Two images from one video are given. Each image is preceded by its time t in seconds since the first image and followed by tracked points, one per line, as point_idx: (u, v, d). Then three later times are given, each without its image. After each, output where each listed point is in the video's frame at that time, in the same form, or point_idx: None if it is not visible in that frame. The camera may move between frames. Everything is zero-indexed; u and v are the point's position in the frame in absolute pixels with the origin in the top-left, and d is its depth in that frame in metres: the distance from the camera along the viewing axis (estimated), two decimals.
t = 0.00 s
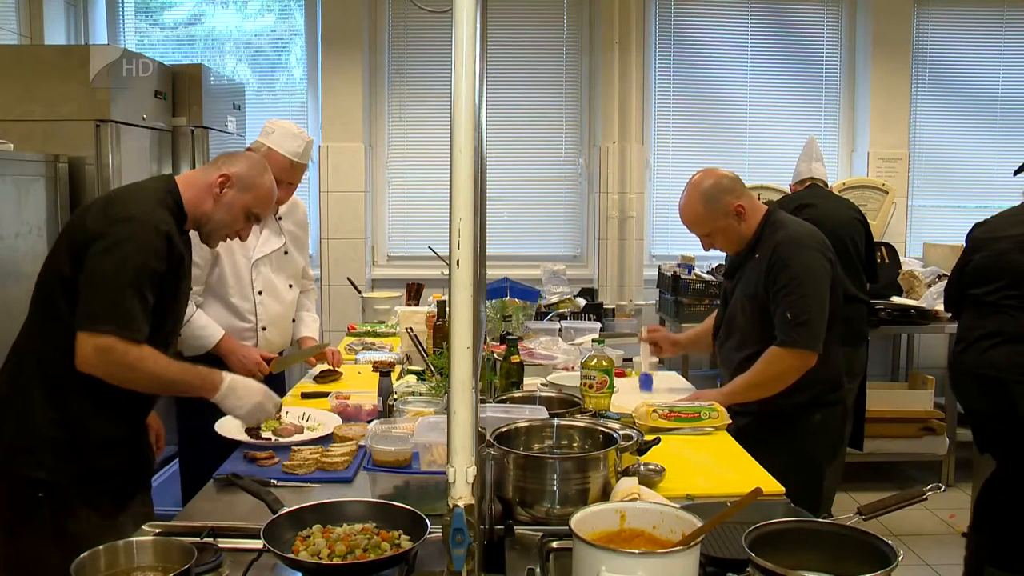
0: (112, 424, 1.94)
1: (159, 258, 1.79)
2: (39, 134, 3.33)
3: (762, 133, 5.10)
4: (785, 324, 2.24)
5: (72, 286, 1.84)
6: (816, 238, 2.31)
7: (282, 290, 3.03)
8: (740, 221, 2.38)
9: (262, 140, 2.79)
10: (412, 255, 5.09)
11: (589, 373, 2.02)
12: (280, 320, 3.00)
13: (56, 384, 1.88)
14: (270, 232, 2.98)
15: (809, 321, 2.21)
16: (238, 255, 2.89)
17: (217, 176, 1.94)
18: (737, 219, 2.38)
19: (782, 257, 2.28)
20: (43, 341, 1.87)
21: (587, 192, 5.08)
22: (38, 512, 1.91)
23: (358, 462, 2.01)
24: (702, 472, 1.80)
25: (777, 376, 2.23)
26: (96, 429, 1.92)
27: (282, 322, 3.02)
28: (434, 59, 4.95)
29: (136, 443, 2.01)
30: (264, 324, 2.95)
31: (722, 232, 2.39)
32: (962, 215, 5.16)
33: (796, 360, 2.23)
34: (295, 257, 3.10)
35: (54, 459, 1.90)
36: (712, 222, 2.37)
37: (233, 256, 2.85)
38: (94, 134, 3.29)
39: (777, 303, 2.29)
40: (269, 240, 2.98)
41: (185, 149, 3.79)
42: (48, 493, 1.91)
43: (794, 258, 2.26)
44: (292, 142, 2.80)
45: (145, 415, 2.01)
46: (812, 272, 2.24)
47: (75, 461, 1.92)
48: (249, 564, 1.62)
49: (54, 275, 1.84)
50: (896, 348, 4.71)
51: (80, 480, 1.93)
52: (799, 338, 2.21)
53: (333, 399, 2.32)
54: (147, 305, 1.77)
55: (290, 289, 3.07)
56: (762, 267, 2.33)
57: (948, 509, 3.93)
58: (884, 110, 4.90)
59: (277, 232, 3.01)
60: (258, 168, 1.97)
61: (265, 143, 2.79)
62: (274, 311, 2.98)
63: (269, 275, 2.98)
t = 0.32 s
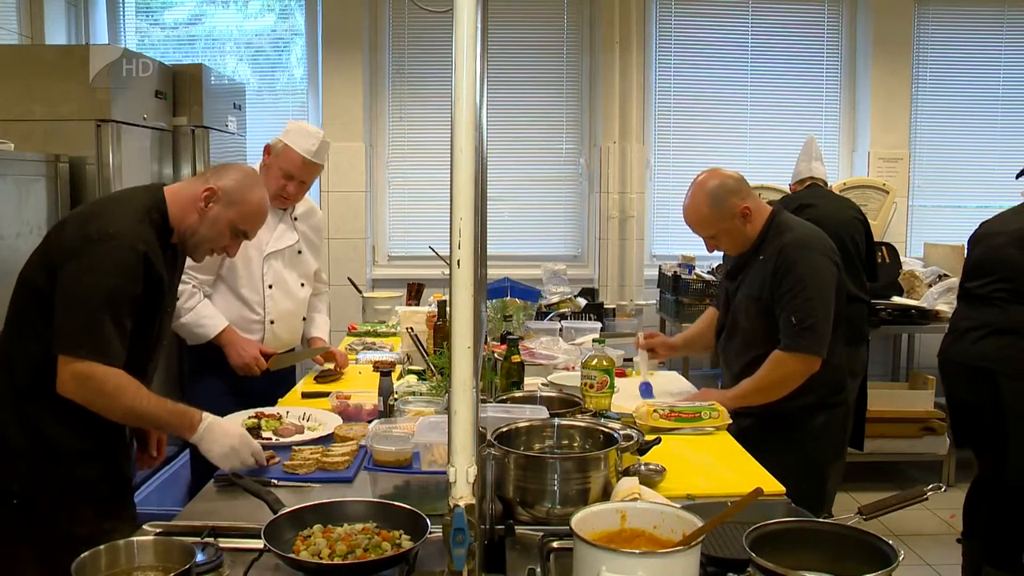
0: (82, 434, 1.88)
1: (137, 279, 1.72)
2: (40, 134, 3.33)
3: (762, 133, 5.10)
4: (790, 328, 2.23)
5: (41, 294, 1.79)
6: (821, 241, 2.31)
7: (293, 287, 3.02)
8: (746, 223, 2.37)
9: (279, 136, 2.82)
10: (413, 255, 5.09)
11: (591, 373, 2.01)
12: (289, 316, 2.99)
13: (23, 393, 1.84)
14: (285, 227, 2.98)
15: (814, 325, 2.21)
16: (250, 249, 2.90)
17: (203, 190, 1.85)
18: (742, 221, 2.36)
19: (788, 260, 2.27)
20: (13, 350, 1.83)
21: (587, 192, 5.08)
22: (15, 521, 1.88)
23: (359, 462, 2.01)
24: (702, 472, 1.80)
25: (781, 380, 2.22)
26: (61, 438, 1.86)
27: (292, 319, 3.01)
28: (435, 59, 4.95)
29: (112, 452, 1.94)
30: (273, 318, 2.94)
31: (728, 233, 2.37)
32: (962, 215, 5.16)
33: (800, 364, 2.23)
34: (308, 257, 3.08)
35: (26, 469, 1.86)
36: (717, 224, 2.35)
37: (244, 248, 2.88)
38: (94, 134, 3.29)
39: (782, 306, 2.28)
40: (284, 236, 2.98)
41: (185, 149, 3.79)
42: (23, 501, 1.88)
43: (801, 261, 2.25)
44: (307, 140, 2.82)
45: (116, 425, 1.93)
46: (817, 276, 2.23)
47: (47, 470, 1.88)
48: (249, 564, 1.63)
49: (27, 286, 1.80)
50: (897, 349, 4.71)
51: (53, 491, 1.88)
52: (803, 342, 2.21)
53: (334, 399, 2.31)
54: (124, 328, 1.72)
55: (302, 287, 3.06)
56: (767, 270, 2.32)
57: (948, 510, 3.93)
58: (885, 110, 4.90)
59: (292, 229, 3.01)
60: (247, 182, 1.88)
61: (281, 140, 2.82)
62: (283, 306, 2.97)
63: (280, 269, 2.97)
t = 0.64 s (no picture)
0: (83, 434, 1.88)
1: (136, 284, 1.72)
2: (46, 134, 3.34)
3: (768, 132, 5.10)
4: (801, 328, 2.23)
5: (41, 296, 1.79)
6: (830, 240, 2.31)
7: (299, 287, 3.01)
8: (755, 223, 2.37)
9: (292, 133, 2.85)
10: (419, 254, 5.09)
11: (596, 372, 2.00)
12: (294, 315, 2.98)
13: (25, 394, 1.84)
14: (293, 225, 2.99)
15: (825, 325, 2.21)
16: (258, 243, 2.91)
17: (205, 194, 1.84)
18: (752, 220, 2.36)
19: (799, 259, 2.27)
20: (13, 351, 1.83)
21: (593, 191, 5.08)
22: (15, 521, 1.86)
23: (364, 461, 2.01)
24: (709, 472, 1.79)
25: (793, 380, 2.21)
26: (64, 440, 1.86)
27: (296, 317, 3.00)
28: (440, 58, 4.95)
29: (113, 452, 1.94)
30: (277, 315, 2.93)
31: (736, 234, 2.37)
32: (968, 215, 5.15)
33: (811, 365, 2.22)
34: (315, 258, 3.08)
35: (25, 471, 1.86)
36: (728, 224, 2.34)
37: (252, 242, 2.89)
38: (100, 133, 3.30)
39: (792, 306, 2.28)
40: (293, 234, 2.98)
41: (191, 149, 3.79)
42: (25, 501, 1.86)
43: (811, 261, 2.25)
44: (321, 138, 2.85)
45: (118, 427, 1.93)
46: (828, 276, 2.23)
47: (48, 470, 1.88)
48: (256, 564, 1.63)
49: (29, 288, 1.80)
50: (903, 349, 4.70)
51: (54, 491, 1.88)
52: (814, 342, 2.20)
53: (339, 399, 2.30)
54: (124, 333, 1.72)
55: (309, 287, 3.04)
56: (778, 270, 2.32)
57: (956, 510, 3.93)
58: (890, 109, 4.89)
59: (300, 228, 3.01)
60: (249, 185, 1.87)
61: (295, 136, 2.85)
62: (289, 304, 2.96)
63: (286, 267, 2.97)
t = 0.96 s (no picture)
0: (102, 434, 1.89)
1: (157, 286, 1.72)
2: (60, 134, 3.33)
3: (782, 131, 5.08)
4: (819, 328, 2.22)
5: (61, 297, 1.79)
6: (850, 240, 2.30)
7: (302, 288, 3.01)
8: (773, 222, 2.36)
9: (286, 135, 2.80)
10: (433, 254, 5.08)
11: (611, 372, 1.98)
12: (299, 317, 2.98)
13: (44, 393, 1.84)
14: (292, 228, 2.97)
15: (843, 325, 2.19)
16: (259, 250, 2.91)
17: (223, 195, 1.83)
18: (770, 219, 2.36)
19: (816, 259, 2.26)
20: (31, 353, 1.83)
21: (608, 190, 5.07)
22: (32, 519, 1.86)
23: (379, 461, 2.00)
24: (726, 473, 1.78)
25: (811, 380, 2.20)
26: (83, 439, 1.87)
27: (302, 319, 3.00)
28: (455, 56, 4.94)
29: (131, 453, 1.94)
30: (283, 319, 2.94)
31: (753, 234, 2.36)
32: (985, 215, 5.13)
33: (829, 365, 2.21)
34: (316, 255, 3.08)
35: (42, 471, 1.86)
36: (746, 223, 2.34)
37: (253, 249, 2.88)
38: (114, 132, 3.29)
39: (810, 306, 2.27)
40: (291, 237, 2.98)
41: (205, 148, 3.80)
42: (41, 499, 1.86)
43: (829, 261, 2.24)
44: (315, 138, 2.80)
45: (136, 429, 1.94)
46: (846, 275, 2.22)
47: (66, 470, 1.88)
48: (270, 564, 1.63)
49: (48, 290, 1.80)
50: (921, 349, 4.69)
51: (72, 490, 1.88)
52: (832, 342, 2.19)
53: (354, 398, 2.29)
54: (146, 334, 1.72)
55: (312, 287, 3.05)
56: (795, 270, 2.32)
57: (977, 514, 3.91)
58: (907, 108, 4.86)
59: (299, 228, 2.99)
60: (267, 187, 1.84)
61: (288, 138, 2.80)
62: (293, 307, 2.97)
63: (289, 270, 2.98)
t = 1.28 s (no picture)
0: (129, 433, 1.87)
1: (188, 280, 1.71)
2: (80, 130, 3.30)
3: (806, 127, 5.03)
4: (848, 329, 2.19)
5: (89, 295, 1.77)
6: (882, 239, 2.26)
7: (319, 288, 2.97)
8: (800, 221, 2.34)
9: (307, 149, 2.64)
10: (458, 253, 5.05)
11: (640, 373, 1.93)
12: (319, 319, 2.94)
13: (70, 391, 1.82)
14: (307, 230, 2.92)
15: (874, 325, 2.16)
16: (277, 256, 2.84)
17: (256, 192, 1.81)
18: (797, 219, 2.33)
19: (844, 260, 2.24)
20: (59, 347, 1.81)
21: (635, 189, 5.03)
22: (58, 518, 1.85)
23: (404, 463, 1.97)
24: (757, 477, 1.75)
25: (842, 382, 2.17)
26: (109, 438, 1.85)
27: (322, 320, 2.96)
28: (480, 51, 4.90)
29: (155, 452, 1.92)
30: (305, 323, 2.90)
31: (780, 233, 2.34)
32: (1016, 214, 5.06)
33: (860, 367, 2.18)
34: (331, 253, 3.03)
35: (69, 468, 1.84)
36: (772, 223, 2.32)
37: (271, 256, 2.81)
38: (135, 129, 3.27)
39: (840, 306, 2.24)
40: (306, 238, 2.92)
41: (226, 145, 3.78)
42: (67, 498, 1.85)
43: (860, 260, 2.21)
44: (338, 149, 2.67)
45: (161, 427, 1.92)
46: (877, 275, 2.19)
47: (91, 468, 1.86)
48: (294, 565, 1.61)
49: (76, 287, 1.77)
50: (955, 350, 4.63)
51: (97, 488, 1.86)
52: (863, 343, 2.16)
53: (377, 398, 2.27)
54: (174, 326, 1.71)
55: (328, 286, 3.01)
56: (822, 269, 2.29)
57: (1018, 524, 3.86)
58: (945, 101, 4.77)
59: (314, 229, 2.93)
60: (300, 185, 1.82)
61: (311, 153, 2.64)
62: (313, 309, 2.92)
63: (306, 272, 2.92)
